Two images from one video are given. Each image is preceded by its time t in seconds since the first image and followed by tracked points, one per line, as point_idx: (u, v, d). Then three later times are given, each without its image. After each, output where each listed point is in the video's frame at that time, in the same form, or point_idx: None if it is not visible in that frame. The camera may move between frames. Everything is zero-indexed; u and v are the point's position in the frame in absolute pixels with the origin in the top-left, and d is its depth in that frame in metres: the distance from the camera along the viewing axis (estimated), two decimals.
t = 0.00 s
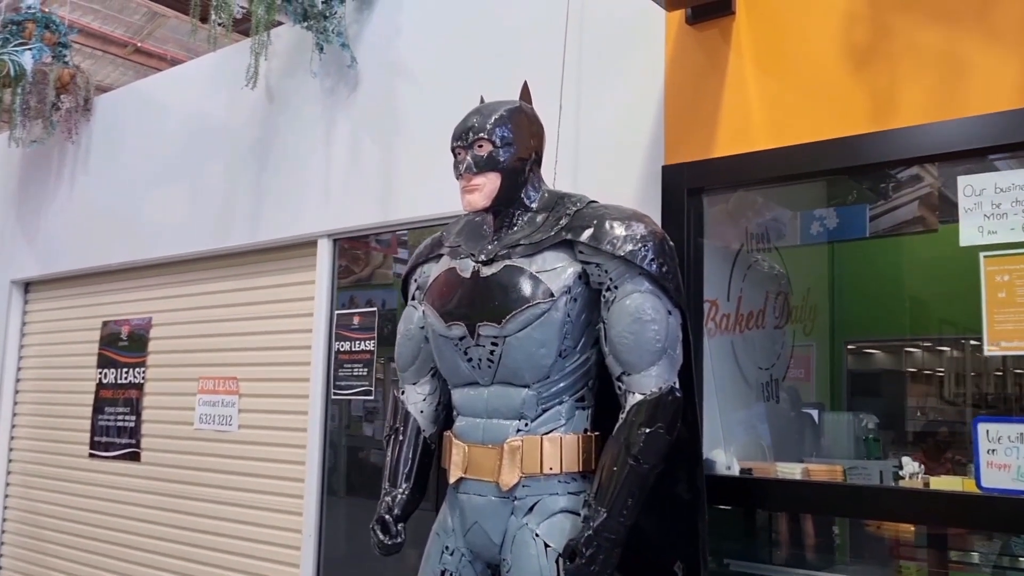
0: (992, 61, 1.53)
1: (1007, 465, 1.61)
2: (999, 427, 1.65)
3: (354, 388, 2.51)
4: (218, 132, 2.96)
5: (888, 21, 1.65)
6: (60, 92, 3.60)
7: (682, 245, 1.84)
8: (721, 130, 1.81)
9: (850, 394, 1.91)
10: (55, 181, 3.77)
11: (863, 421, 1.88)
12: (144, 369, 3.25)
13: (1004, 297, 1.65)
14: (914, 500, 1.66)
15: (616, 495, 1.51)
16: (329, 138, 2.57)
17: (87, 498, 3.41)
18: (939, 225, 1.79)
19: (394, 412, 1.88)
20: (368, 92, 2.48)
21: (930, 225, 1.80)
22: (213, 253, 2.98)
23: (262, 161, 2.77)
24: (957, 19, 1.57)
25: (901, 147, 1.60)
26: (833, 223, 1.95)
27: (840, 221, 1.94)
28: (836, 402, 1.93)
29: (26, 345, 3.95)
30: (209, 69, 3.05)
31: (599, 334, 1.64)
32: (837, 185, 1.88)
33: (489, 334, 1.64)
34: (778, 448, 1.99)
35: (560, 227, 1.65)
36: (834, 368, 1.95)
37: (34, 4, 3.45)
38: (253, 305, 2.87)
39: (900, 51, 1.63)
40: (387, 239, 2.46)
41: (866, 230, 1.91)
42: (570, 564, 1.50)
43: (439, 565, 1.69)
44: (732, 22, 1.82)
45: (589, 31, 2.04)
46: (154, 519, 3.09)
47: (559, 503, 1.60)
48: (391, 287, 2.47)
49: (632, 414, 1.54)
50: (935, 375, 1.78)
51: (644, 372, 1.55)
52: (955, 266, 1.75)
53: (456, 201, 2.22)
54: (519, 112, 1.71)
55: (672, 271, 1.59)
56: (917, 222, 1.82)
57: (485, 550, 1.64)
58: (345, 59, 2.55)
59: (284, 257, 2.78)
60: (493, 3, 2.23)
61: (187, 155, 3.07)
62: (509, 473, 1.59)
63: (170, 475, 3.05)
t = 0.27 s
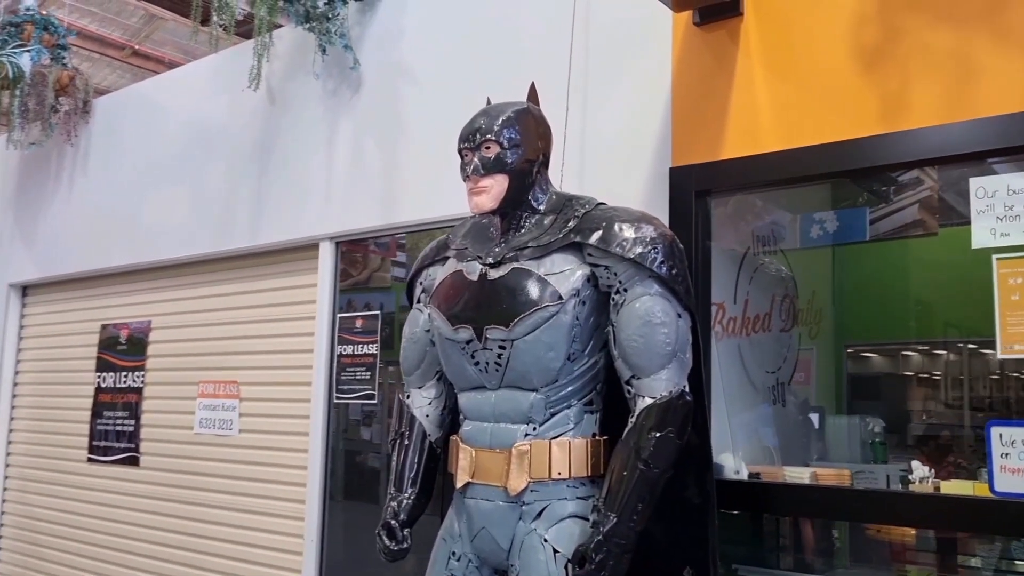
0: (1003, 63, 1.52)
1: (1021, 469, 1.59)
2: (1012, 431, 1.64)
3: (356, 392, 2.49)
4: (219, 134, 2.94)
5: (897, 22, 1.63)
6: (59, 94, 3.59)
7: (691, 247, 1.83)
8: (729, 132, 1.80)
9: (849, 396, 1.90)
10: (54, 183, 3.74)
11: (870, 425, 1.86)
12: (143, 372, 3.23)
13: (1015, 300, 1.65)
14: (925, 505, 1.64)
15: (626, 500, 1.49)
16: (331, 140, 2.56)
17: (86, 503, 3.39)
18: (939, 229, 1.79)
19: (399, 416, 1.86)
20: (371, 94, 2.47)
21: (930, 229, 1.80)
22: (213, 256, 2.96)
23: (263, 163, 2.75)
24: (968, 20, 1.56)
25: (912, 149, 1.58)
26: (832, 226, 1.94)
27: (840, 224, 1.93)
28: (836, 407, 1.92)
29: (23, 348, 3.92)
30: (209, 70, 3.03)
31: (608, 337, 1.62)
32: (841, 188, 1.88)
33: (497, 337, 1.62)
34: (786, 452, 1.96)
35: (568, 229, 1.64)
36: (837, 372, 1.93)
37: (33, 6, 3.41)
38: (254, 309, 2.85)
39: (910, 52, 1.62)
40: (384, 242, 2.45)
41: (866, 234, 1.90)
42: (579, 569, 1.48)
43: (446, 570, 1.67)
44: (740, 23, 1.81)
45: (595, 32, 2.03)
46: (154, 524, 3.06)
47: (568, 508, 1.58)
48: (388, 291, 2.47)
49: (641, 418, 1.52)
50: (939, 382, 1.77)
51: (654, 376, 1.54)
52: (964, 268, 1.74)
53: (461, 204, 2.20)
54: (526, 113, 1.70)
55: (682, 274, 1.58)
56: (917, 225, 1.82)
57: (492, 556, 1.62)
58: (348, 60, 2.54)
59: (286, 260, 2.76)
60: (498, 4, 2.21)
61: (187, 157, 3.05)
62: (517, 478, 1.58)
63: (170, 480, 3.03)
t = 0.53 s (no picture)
0: (1010, 62, 1.51)
1: None
2: (1021, 433, 1.61)
3: (356, 394, 2.47)
4: (215, 135, 2.92)
5: (903, 21, 1.62)
6: (53, 95, 3.57)
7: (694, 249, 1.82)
8: (733, 132, 1.79)
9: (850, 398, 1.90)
10: (47, 185, 3.72)
11: (872, 426, 1.86)
12: (138, 376, 3.21)
13: None
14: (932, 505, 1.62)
15: (633, 503, 1.48)
16: (329, 141, 2.54)
17: (80, 507, 3.36)
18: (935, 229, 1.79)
19: (400, 419, 1.83)
20: (370, 94, 2.45)
21: (925, 229, 1.81)
22: (209, 258, 2.94)
23: (260, 164, 2.73)
24: (975, 19, 1.55)
25: (919, 149, 1.57)
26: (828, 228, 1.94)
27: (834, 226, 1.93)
28: (836, 408, 1.92)
29: (16, 352, 3.89)
30: (205, 71, 3.01)
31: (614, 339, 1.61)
32: (840, 192, 1.86)
33: (501, 340, 1.60)
34: (790, 455, 1.95)
35: (574, 230, 1.62)
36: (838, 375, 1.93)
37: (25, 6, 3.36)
38: (251, 311, 2.83)
39: (917, 51, 1.61)
40: (379, 244, 2.44)
41: (863, 234, 1.91)
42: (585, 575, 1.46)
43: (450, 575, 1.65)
44: (744, 23, 1.80)
45: (597, 32, 2.02)
46: (150, 529, 3.04)
47: (573, 512, 1.56)
48: (382, 293, 2.46)
49: (648, 421, 1.51)
50: (933, 381, 1.80)
51: (660, 378, 1.52)
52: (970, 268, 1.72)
53: (462, 205, 2.19)
54: (530, 113, 1.68)
55: (688, 275, 1.57)
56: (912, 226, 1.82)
57: (496, 561, 1.60)
58: (346, 61, 2.52)
59: (283, 262, 2.74)
60: (499, 4, 2.20)
61: (183, 158, 3.03)
62: (522, 481, 1.56)
63: (166, 484, 3.00)
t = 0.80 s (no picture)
0: (1001, 65, 1.51)
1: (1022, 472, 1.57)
2: (1013, 435, 1.61)
3: (342, 396, 2.45)
4: (197, 134, 2.88)
5: (894, 24, 1.63)
6: (29, 93, 3.52)
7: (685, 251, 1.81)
8: (724, 134, 1.79)
9: (837, 400, 1.90)
10: (23, 185, 3.66)
11: (859, 428, 1.87)
12: (117, 379, 3.16)
13: (1015, 304, 1.61)
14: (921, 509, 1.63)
15: (627, 508, 1.47)
16: (314, 141, 2.52)
17: (58, 513, 3.31)
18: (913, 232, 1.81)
19: (388, 422, 1.81)
20: (355, 94, 2.43)
21: (904, 232, 1.82)
22: (191, 259, 2.90)
23: (244, 164, 2.70)
24: (966, 22, 1.55)
25: (910, 152, 1.58)
26: (808, 229, 1.95)
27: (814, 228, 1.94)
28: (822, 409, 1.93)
29: None
30: (186, 70, 2.97)
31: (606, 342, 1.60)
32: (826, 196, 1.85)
33: (492, 342, 1.59)
34: (779, 456, 1.95)
35: (565, 232, 1.61)
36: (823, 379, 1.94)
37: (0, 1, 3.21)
38: (234, 313, 2.79)
39: (908, 54, 1.61)
40: (360, 244, 2.43)
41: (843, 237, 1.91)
42: None
43: None
44: (735, 25, 1.80)
45: (586, 33, 2.01)
46: (130, 534, 3.00)
47: (565, 516, 1.55)
48: (362, 294, 2.44)
49: (641, 424, 1.50)
50: (908, 383, 1.82)
51: (654, 381, 1.51)
52: (962, 269, 1.71)
53: (449, 206, 2.18)
54: (521, 114, 1.67)
55: (681, 277, 1.56)
56: (891, 228, 1.83)
57: (487, 565, 1.59)
58: (331, 61, 2.50)
59: (267, 263, 2.71)
60: (486, 4, 2.19)
61: (163, 158, 2.99)
62: (514, 485, 1.55)
63: (147, 489, 2.96)
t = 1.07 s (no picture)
0: (987, 68, 1.52)
1: (1009, 473, 1.57)
2: (1000, 435, 1.61)
3: (323, 399, 2.41)
4: (173, 134, 2.84)
5: (881, 26, 1.63)
6: None
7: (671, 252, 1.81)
8: (711, 135, 1.78)
9: (823, 401, 1.90)
10: None
11: (842, 429, 1.86)
12: (92, 382, 3.11)
13: (1003, 305, 1.60)
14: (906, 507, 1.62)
15: (617, 512, 1.46)
16: (294, 141, 2.48)
17: (31, 519, 3.25)
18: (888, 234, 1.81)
19: (373, 426, 1.79)
20: (336, 94, 2.40)
21: (879, 234, 1.82)
22: (167, 260, 2.86)
23: (222, 165, 2.67)
24: (953, 25, 1.56)
25: (897, 153, 1.58)
26: (784, 231, 1.95)
27: (790, 230, 1.94)
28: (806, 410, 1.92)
29: None
30: (162, 68, 2.93)
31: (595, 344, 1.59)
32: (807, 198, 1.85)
33: (480, 345, 1.57)
34: (765, 457, 1.95)
35: (554, 233, 1.60)
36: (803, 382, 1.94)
37: None
38: (212, 316, 2.76)
39: (894, 56, 1.61)
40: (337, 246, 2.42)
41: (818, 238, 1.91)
42: None
43: None
44: (721, 25, 1.79)
45: (571, 33, 2.00)
46: (105, 541, 2.95)
47: (555, 520, 1.54)
48: (338, 295, 2.43)
49: (631, 427, 1.49)
50: (880, 383, 1.83)
51: (643, 384, 1.51)
52: (946, 271, 1.71)
53: (432, 208, 2.16)
54: (507, 114, 1.66)
55: (669, 279, 1.55)
56: (865, 231, 1.84)
57: (476, 571, 1.57)
58: (311, 60, 2.47)
59: (245, 265, 2.67)
60: (470, 4, 2.17)
61: (139, 158, 2.94)
62: (503, 489, 1.53)
63: (122, 495, 2.92)
